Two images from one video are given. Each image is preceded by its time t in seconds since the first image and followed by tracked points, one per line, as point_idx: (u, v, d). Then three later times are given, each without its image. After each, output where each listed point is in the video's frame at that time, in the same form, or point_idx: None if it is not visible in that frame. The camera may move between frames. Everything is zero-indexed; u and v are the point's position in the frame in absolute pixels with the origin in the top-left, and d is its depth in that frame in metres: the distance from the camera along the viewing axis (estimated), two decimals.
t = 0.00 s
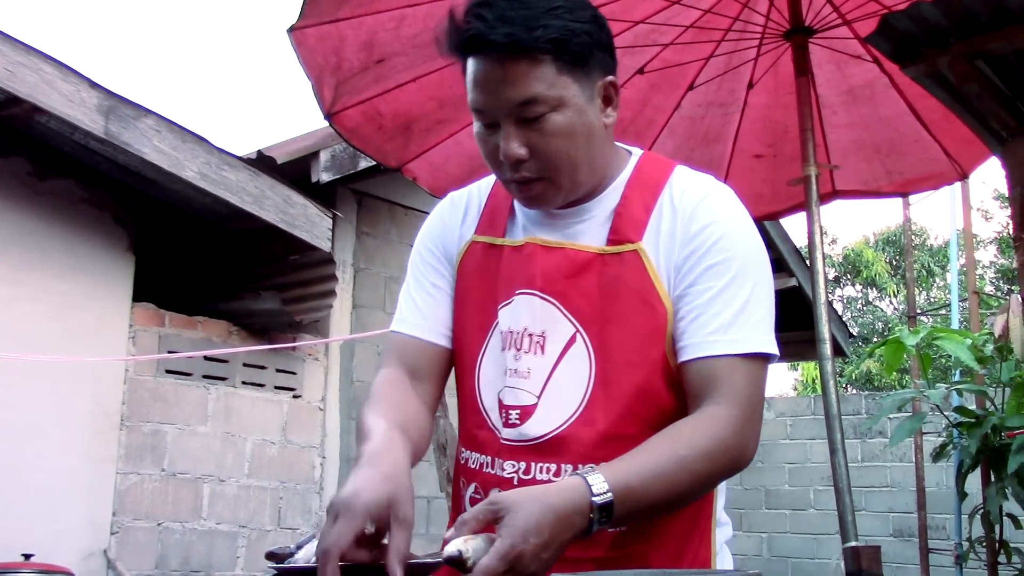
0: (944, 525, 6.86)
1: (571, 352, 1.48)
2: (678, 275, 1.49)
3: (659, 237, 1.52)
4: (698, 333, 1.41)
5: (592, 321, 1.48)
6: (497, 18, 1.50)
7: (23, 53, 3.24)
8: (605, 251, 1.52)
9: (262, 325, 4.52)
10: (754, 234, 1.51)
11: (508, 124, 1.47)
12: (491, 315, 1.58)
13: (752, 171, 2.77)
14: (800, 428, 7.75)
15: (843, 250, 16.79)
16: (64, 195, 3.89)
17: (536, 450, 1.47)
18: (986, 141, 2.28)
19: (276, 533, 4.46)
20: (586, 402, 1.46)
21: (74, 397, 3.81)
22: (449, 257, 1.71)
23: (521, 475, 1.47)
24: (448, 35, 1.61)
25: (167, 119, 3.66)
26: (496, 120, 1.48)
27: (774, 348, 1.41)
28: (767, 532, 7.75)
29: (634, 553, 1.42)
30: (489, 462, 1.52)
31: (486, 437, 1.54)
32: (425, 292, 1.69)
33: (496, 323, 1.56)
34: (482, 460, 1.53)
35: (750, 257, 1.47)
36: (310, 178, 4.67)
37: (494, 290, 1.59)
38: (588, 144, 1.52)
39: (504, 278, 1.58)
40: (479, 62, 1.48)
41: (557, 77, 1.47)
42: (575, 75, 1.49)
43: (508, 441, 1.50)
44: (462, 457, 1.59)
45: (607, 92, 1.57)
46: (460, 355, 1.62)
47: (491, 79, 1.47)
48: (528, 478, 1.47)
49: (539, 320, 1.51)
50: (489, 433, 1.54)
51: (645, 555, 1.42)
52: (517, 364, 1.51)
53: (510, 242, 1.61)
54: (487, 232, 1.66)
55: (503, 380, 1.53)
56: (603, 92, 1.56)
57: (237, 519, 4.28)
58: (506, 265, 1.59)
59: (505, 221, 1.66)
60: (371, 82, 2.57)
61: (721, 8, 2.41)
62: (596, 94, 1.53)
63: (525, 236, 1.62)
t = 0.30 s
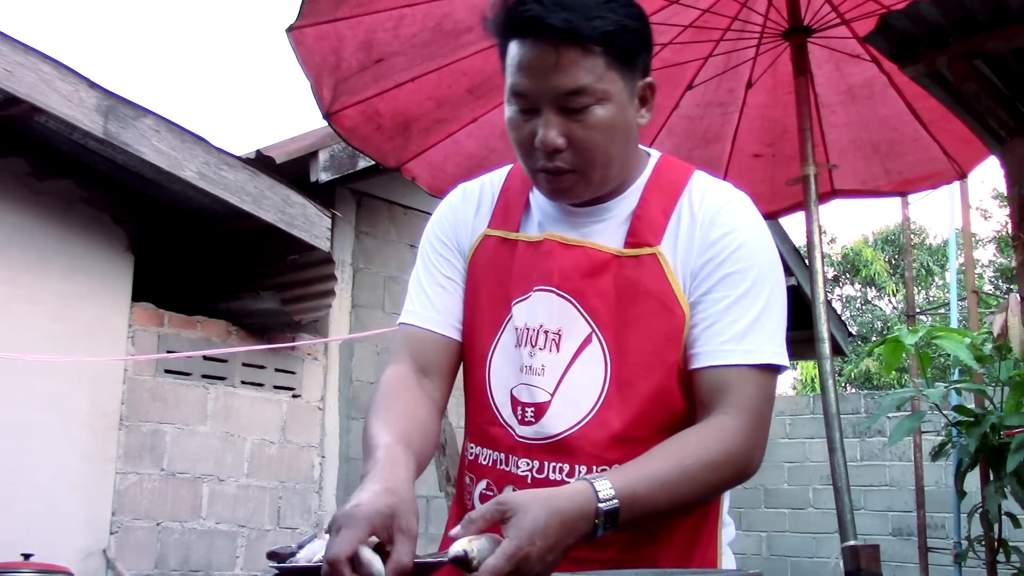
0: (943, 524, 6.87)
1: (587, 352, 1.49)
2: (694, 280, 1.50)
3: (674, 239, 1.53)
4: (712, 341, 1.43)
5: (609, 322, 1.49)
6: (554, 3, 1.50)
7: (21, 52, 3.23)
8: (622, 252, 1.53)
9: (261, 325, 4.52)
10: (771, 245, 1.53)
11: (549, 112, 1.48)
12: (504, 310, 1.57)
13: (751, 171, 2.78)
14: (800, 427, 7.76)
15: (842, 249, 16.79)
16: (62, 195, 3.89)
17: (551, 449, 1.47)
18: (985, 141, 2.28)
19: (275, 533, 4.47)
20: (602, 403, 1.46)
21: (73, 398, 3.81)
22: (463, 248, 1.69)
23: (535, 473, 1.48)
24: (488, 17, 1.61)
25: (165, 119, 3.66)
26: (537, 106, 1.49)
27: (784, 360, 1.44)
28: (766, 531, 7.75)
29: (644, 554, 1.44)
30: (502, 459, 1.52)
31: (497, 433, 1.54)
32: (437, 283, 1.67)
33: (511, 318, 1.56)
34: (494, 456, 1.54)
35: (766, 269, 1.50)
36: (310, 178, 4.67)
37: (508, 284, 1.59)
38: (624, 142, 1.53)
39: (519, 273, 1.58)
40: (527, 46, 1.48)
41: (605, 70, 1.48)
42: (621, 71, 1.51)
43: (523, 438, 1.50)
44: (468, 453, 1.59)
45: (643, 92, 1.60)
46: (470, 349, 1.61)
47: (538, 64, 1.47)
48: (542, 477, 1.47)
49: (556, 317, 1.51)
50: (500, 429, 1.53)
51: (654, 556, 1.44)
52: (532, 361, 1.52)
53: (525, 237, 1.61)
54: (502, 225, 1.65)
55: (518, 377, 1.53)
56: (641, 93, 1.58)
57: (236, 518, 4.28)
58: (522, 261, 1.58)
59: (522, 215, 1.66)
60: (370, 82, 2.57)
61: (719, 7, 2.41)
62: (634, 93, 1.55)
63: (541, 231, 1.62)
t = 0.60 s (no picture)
0: (942, 524, 6.87)
1: (591, 354, 1.49)
2: (699, 283, 1.51)
3: (680, 242, 1.54)
4: (714, 343, 1.43)
5: (614, 325, 1.49)
6: None
7: (20, 52, 3.23)
8: (628, 255, 1.53)
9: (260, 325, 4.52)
10: (777, 249, 1.53)
11: (570, 106, 1.48)
12: (509, 311, 1.57)
13: (750, 172, 2.78)
14: (799, 428, 7.77)
15: (841, 250, 16.80)
16: (61, 195, 3.89)
17: (554, 450, 1.47)
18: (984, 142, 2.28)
19: (274, 533, 4.47)
20: (607, 406, 1.46)
21: (72, 398, 3.80)
22: (467, 249, 1.68)
23: (538, 475, 1.48)
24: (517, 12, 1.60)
25: (164, 119, 3.66)
26: (559, 99, 1.49)
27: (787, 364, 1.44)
28: (765, 532, 7.75)
29: (646, 556, 1.44)
30: (505, 461, 1.52)
31: (501, 434, 1.54)
32: (438, 282, 1.66)
33: (516, 320, 1.56)
34: (498, 458, 1.54)
35: (771, 272, 1.50)
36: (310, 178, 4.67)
37: (514, 285, 1.58)
38: (641, 146, 1.54)
39: (525, 274, 1.58)
40: (557, 40, 1.48)
41: (632, 72, 1.49)
42: (648, 77, 1.52)
43: (526, 440, 1.50)
44: (472, 454, 1.59)
45: (665, 100, 1.61)
46: (474, 349, 1.61)
47: (566, 59, 1.47)
48: (545, 479, 1.47)
49: (562, 319, 1.51)
50: (504, 431, 1.53)
51: (657, 558, 1.44)
52: (537, 363, 1.51)
53: (532, 239, 1.61)
54: (508, 227, 1.64)
55: (522, 378, 1.52)
56: (662, 100, 1.60)
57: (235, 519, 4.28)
58: (528, 263, 1.58)
59: (528, 216, 1.65)
60: (369, 83, 2.57)
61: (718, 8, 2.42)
62: (656, 100, 1.55)
63: (549, 233, 1.62)
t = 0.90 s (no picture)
0: (941, 525, 6.88)
1: (593, 357, 1.49)
2: (696, 285, 1.51)
3: (681, 245, 1.55)
4: (705, 344, 1.44)
5: (616, 327, 1.49)
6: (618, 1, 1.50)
7: (18, 54, 3.23)
8: (631, 258, 1.54)
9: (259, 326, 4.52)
10: (775, 256, 1.54)
11: (587, 104, 1.48)
12: (512, 312, 1.57)
13: (749, 173, 2.78)
14: (797, 429, 7.77)
15: (840, 251, 16.81)
16: (60, 197, 3.89)
17: (555, 452, 1.48)
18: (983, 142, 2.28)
19: (273, 535, 4.47)
20: (607, 409, 1.47)
21: (71, 399, 3.80)
22: (471, 249, 1.68)
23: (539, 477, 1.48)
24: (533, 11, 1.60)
25: (163, 121, 3.66)
26: (576, 97, 1.49)
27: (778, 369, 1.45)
28: (764, 533, 7.75)
29: (645, 558, 1.44)
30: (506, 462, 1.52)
31: (501, 435, 1.54)
32: (442, 280, 1.65)
33: (519, 321, 1.56)
34: (499, 459, 1.54)
35: (767, 277, 1.51)
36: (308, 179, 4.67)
37: (516, 286, 1.58)
38: (653, 151, 1.54)
39: (527, 276, 1.58)
40: (578, 38, 1.48)
41: (650, 77, 1.50)
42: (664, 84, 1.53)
43: (526, 441, 1.50)
44: (472, 454, 1.59)
45: (677, 109, 1.63)
46: (475, 349, 1.60)
47: (586, 57, 1.47)
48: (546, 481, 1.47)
49: (563, 321, 1.52)
50: (504, 432, 1.53)
51: (655, 560, 1.44)
52: (539, 364, 1.52)
53: (537, 241, 1.61)
54: (513, 228, 1.64)
55: (524, 379, 1.53)
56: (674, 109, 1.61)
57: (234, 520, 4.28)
58: (531, 265, 1.59)
59: (532, 217, 1.65)
60: (368, 84, 2.57)
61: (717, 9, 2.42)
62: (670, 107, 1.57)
63: (553, 235, 1.62)
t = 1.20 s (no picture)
0: (939, 527, 6.89)
1: (592, 360, 1.49)
2: (695, 293, 1.52)
3: (682, 252, 1.55)
4: (704, 351, 1.45)
5: (614, 332, 1.49)
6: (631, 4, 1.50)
7: (17, 56, 3.23)
8: (631, 263, 1.54)
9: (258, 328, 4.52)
10: (773, 266, 1.55)
11: (596, 106, 1.48)
12: (511, 314, 1.57)
13: (748, 175, 2.78)
14: (795, 431, 7.77)
15: (838, 253, 16.83)
16: (58, 198, 3.88)
17: (552, 455, 1.48)
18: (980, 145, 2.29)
19: (271, 536, 4.47)
20: (606, 411, 1.47)
21: (69, 400, 3.80)
22: (471, 248, 1.68)
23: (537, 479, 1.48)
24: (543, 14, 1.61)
25: (162, 123, 3.67)
26: (585, 99, 1.49)
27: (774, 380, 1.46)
28: (762, 535, 7.76)
29: (640, 561, 1.45)
30: (503, 463, 1.52)
31: (498, 437, 1.54)
32: (441, 278, 1.65)
33: (519, 323, 1.56)
34: (496, 460, 1.54)
35: (766, 287, 1.52)
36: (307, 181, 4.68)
37: (516, 287, 1.58)
38: (658, 157, 1.55)
39: (527, 278, 1.58)
40: (590, 40, 1.49)
41: (660, 84, 1.50)
42: (673, 91, 1.54)
43: (524, 443, 1.50)
44: (469, 454, 1.59)
45: (682, 116, 1.63)
46: (474, 350, 1.60)
47: (597, 60, 1.48)
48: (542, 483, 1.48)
49: (563, 325, 1.52)
50: (502, 434, 1.53)
51: (651, 563, 1.44)
52: (537, 367, 1.52)
53: (537, 243, 1.61)
54: (513, 230, 1.64)
55: (523, 382, 1.52)
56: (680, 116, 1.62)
57: (232, 521, 4.28)
58: (531, 267, 1.58)
59: (533, 219, 1.65)
60: (367, 87, 2.57)
61: (715, 12, 2.42)
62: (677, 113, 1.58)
63: (553, 238, 1.62)
